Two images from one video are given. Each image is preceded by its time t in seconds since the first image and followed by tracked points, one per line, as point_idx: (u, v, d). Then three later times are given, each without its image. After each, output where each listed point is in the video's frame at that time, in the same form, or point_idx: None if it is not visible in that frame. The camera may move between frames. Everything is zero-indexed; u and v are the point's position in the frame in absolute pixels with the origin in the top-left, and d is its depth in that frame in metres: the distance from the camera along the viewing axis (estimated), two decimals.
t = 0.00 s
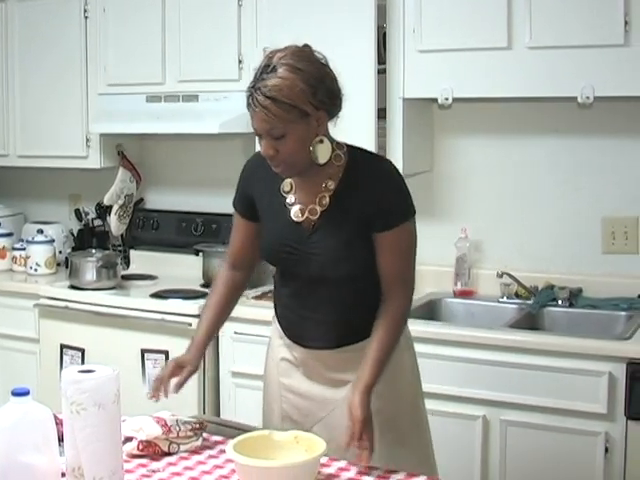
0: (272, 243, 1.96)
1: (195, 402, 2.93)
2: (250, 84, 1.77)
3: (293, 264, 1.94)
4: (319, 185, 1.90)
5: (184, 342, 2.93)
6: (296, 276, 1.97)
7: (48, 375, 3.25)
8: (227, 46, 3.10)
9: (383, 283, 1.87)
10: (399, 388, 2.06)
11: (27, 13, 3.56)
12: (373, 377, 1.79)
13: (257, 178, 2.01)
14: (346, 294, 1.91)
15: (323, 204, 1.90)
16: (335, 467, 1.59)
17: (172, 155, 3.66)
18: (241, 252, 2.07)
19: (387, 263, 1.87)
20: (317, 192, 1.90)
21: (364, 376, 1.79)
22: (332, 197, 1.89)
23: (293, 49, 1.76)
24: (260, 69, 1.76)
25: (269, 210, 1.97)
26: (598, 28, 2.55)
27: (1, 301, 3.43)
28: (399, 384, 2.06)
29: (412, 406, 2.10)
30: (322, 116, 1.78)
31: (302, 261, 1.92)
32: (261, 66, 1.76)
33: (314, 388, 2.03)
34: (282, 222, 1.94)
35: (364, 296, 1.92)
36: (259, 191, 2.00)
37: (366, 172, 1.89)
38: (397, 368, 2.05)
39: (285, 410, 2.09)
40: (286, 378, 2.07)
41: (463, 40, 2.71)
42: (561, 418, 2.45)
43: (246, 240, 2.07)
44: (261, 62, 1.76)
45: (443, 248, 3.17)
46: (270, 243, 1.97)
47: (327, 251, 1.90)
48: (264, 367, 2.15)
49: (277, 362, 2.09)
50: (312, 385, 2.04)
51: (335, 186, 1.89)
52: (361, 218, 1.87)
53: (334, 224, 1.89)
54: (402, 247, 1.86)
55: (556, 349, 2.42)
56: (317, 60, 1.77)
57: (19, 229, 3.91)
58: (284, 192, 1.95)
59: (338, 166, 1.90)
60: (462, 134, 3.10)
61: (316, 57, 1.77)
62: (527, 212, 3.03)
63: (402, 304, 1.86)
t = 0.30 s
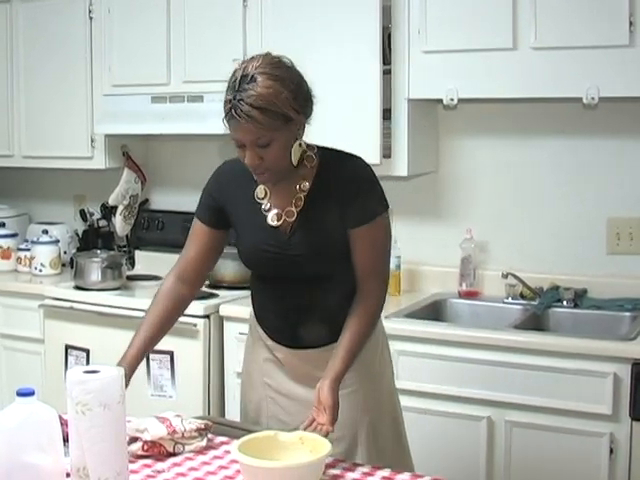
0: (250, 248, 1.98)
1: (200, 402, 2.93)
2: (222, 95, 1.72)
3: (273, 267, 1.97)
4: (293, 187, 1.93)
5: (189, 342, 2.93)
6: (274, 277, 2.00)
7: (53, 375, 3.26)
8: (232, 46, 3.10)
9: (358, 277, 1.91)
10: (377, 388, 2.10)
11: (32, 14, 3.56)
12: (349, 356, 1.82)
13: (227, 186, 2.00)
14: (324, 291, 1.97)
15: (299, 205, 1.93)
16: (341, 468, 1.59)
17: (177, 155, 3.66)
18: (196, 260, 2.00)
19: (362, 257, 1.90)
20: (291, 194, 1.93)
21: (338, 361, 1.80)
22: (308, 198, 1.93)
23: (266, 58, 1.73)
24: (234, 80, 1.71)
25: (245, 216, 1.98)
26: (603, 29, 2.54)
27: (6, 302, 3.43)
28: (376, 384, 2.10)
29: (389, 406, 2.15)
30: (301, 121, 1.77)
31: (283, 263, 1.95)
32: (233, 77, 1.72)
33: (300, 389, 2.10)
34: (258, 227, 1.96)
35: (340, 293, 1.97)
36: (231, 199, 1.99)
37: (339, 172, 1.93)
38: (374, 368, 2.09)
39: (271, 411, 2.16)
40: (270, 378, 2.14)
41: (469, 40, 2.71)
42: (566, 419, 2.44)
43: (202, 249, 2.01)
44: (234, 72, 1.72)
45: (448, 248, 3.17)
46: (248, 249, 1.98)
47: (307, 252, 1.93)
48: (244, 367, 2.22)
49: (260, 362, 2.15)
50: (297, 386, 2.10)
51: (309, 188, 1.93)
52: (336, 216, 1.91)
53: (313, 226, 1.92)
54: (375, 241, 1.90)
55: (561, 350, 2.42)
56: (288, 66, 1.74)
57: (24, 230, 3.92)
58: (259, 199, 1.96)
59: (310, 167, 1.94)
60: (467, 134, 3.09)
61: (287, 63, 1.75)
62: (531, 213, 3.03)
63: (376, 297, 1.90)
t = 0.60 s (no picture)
0: (256, 254, 1.95)
1: (214, 404, 2.93)
2: (228, 106, 1.71)
3: (278, 267, 1.96)
4: (295, 190, 1.91)
5: (202, 343, 2.93)
6: (277, 278, 1.99)
7: (66, 376, 3.26)
8: (245, 47, 3.10)
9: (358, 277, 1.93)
10: (379, 387, 2.11)
11: (46, 16, 3.57)
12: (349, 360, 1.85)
13: (226, 194, 1.96)
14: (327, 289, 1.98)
15: (302, 206, 1.90)
16: (354, 470, 1.59)
17: (191, 156, 3.66)
18: (190, 269, 1.95)
19: (361, 253, 1.92)
20: (293, 197, 1.91)
21: (340, 364, 1.84)
22: (311, 200, 1.91)
23: (268, 65, 1.72)
24: (239, 89, 1.70)
25: (246, 223, 1.94)
26: (617, 29, 2.54)
27: (20, 303, 3.44)
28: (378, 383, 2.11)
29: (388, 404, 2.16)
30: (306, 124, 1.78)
31: (287, 264, 1.94)
32: (237, 86, 1.71)
33: (297, 391, 2.12)
34: (261, 230, 1.93)
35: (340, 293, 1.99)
36: (231, 206, 1.95)
37: (338, 172, 1.93)
38: (376, 368, 2.10)
39: (278, 413, 2.16)
40: (271, 380, 2.14)
41: (481, 41, 2.71)
42: (580, 420, 2.44)
43: (196, 257, 1.96)
44: (237, 82, 1.71)
45: (461, 249, 3.17)
46: (253, 254, 1.96)
47: (312, 251, 1.93)
48: (242, 369, 2.21)
49: (262, 365, 2.15)
50: (297, 388, 2.12)
51: (311, 188, 1.91)
52: (337, 217, 1.91)
53: (317, 227, 1.91)
54: (374, 236, 1.92)
55: (574, 351, 2.41)
56: (287, 70, 1.74)
57: (37, 231, 3.92)
58: (260, 205, 1.92)
59: (311, 169, 1.92)
60: (480, 135, 3.09)
61: (285, 67, 1.75)
62: (545, 214, 3.03)
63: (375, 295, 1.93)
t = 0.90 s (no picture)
0: (268, 256, 1.96)
1: (231, 404, 2.93)
2: (242, 107, 1.71)
3: (290, 269, 1.96)
4: (308, 190, 1.91)
5: (219, 343, 2.94)
6: (289, 281, 1.99)
7: (83, 376, 3.27)
8: (262, 48, 3.10)
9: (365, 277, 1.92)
10: (390, 390, 2.10)
11: (63, 16, 3.58)
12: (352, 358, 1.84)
13: (237, 197, 1.96)
14: (340, 292, 1.97)
15: (315, 208, 1.92)
16: (370, 471, 1.59)
17: (208, 156, 3.67)
18: (205, 274, 1.95)
19: (371, 254, 1.92)
20: (306, 198, 1.92)
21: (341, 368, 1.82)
22: (324, 200, 1.92)
23: (281, 66, 1.73)
24: (253, 90, 1.70)
25: (259, 225, 1.95)
26: (635, 30, 2.53)
27: (37, 303, 3.45)
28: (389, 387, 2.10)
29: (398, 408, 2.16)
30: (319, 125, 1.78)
31: (300, 266, 1.95)
32: (250, 87, 1.71)
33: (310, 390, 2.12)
34: (274, 232, 1.94)
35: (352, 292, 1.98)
36: (243, 209, 1.96)
37: (349, 173, 1.93)
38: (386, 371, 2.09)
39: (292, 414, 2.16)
40: (284, 382, 2.14)
41: (498, 42, 2.71)
42: (596, 422, 2.44)
43: (210, 262, 1.95)
44: (251, 83, 1.71)
45: (478, 250, 3.16)
46: (265, 256, 1.97)
47: (324, 252, 1.93)
48: (254, 370, 2.21)
49: (274, 366, 2.15)
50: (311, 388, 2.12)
51: (323, 188, 1.92)
52: (349, 217, 1.91)
53: (330, 228, 1.92)
54: (383, 238, 1.92)
55: (591, 353, 2.40)
56: (299, 71, 1.75)
57: (55, 231, 3.93)
58: (272, 207, 1.93)
59: (323, 170, 1.93)
60: (497, 136, 3.09)
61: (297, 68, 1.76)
62: (562, 215, 3.02)
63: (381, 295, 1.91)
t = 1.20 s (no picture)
0: (278, 256, 1.96)
1: (240, 404, 2.93)
2: (255, 104, 1.72)
3: (300, 269, 1.96)
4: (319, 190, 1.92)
5: (228, 344, 2.94)
6: (299, 281, 1.99)
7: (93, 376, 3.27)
8: (272, 48, 3.10)
9: (371, 277, 1.91)
10: (397, 392, 2.09)
11: (73, 16, 3.58)
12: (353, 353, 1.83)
13: (249, 195, 1.98)
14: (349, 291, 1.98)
15: (325, 208, 1.92)
16: (381, 471, 1.59)
17: (217, 156, 3.67)
18: (220, 271, 1.98)
19: (377, 258, 1.90)
20: (316, 197, 1.92)
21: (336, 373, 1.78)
22: (333, 200, 1.92)
23: (295, 65, 1.73)
24: (265, 87, 1.71)
25: (268, 224, 1.96)
26: None
27: (48, 303, 3.45)
28: (397, 388, 2.09)
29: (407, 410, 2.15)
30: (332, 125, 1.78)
31: (310, 266, 1.94)
32: (263, 85, 1.72)
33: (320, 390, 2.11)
34: (284, 233, 1.95)
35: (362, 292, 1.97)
36: (253, 208, 1.97)
37: (360, 172, 1.92)
38: (395, 373, 2.08)
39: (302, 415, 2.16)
40: (294, 383, 2.13)
41: (508, 42, 2.71)
42: (606, 423, 2.43)
43: (226, 260, 1.99)
44: (264, 80, 1.72)
45: (488, 251, 3.16)
46: (275, 256, 1.97)
47: (335, 253, 1.92)
48: (266, 371, 2.20)
49: (285, 365, 2.14)
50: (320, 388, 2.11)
51: (334, 189, 1.92)
52: (358, 219, 1.91)
53: (339, 229, 1.92)
54: (391, 242, 1.90)
55: (601, 354, 2.40)
56: (313, 71, 1.76)
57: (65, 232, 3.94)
58: (282, 206, 1.94)
59: (334, 170, 1.93)
60: (507, 137, 3.09)
61: (312, 67, 1.76)
62: (571, 215, 3.02)
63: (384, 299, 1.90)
